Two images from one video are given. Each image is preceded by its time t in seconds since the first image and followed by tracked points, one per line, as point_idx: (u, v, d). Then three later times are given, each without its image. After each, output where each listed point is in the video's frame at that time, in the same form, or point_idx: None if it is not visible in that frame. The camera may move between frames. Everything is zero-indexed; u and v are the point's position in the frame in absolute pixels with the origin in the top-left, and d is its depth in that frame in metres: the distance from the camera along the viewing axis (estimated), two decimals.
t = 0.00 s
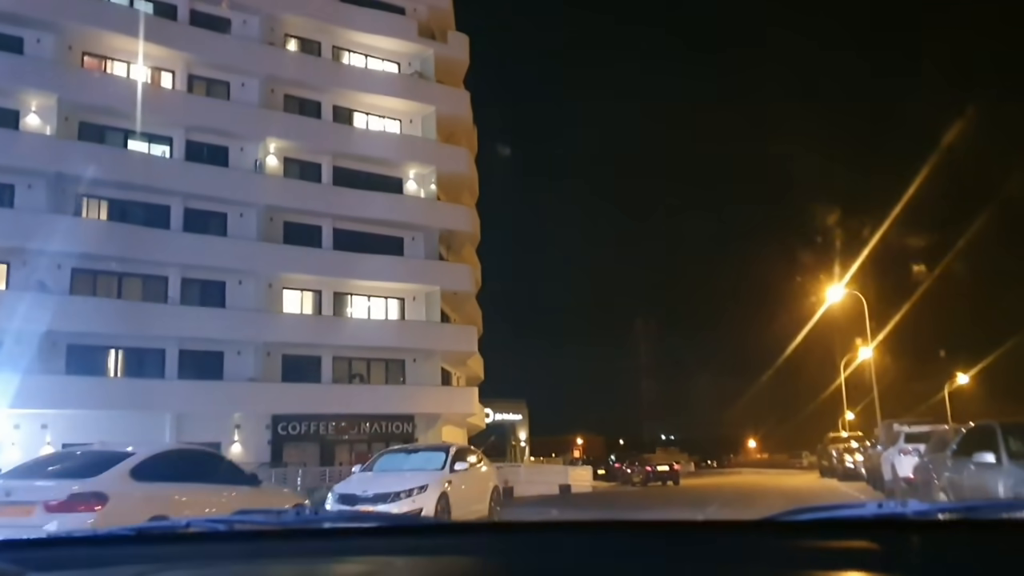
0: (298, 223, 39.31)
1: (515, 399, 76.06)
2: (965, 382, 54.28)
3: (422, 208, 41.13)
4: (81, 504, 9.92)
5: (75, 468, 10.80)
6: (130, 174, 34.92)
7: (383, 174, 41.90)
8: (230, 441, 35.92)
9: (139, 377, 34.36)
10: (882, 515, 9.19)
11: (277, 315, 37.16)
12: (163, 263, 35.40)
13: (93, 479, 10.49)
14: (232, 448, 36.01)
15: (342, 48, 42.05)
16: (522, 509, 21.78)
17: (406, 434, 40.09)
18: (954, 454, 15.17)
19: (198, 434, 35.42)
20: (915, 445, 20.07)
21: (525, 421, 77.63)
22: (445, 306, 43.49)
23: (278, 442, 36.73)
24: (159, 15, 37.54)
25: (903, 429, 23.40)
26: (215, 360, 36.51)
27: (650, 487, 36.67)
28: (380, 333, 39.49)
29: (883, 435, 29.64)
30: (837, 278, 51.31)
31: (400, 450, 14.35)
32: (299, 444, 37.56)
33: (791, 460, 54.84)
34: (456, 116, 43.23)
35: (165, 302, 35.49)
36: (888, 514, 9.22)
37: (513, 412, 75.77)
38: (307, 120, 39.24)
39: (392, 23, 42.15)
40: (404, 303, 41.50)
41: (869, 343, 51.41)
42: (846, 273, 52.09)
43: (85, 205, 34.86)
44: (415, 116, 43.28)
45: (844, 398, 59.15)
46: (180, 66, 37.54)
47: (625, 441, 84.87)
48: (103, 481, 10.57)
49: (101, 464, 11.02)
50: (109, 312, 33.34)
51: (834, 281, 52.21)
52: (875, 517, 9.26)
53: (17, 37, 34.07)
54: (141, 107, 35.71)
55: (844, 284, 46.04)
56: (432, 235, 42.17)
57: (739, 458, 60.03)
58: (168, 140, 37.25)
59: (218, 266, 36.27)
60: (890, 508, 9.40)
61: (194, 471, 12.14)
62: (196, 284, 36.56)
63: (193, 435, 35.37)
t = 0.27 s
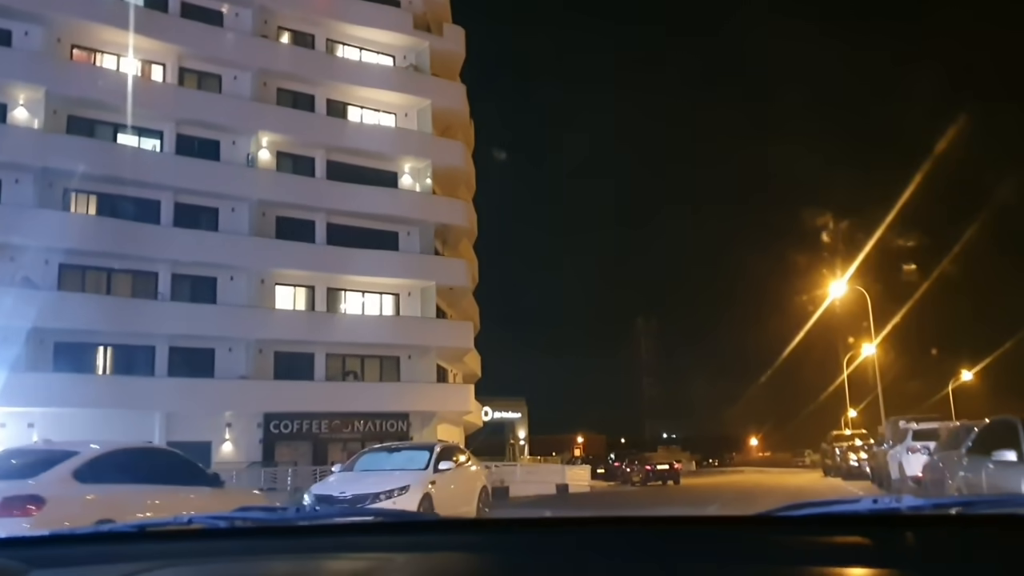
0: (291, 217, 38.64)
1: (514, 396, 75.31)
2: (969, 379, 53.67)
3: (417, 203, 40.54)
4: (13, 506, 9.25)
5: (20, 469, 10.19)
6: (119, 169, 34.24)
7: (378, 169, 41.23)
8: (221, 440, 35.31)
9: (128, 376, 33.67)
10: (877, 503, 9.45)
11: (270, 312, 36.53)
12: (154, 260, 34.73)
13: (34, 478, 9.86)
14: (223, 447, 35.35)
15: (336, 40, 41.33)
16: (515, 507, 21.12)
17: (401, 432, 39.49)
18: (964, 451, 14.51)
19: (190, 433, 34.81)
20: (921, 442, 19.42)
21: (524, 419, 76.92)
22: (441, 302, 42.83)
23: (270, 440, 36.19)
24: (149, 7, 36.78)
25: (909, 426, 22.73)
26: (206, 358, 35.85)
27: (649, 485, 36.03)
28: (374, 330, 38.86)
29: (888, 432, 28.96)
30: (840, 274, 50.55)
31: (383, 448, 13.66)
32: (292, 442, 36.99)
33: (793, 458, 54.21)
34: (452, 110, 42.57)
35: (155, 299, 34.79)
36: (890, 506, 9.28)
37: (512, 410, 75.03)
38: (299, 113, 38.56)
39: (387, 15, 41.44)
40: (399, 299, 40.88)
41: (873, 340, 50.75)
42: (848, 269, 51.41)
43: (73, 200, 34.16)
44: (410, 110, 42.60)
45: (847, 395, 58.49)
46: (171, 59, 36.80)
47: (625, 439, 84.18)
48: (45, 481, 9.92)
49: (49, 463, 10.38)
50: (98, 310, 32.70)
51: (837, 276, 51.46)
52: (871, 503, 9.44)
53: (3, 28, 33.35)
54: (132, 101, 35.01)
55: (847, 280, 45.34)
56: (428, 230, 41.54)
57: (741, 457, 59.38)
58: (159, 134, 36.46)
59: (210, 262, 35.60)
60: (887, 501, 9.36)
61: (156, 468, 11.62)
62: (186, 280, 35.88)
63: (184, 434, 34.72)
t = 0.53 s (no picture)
0: (279, 214, 37.92)
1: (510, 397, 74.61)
2: (968, 379, 53.08)
3: (409, 199, 39.83)
4: None
5: None
6: (103, 163, 33.47)
7: (368, 164, 40.50)
8: (208, 441, 34.55)
9: (112, 375, 32.94)
10: (878, 498, 9.52)
11: (258, 310, 35.82)
12: (139, 256, 33.98)
13: None
14: (210, 448, 34.58)
15: (325, 34, 40.61)
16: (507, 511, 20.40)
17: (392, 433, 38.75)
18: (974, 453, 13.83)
19: (176, 433, 34.06)
20: (925, 443, 18.73)
21: (520, 420, 76.22)
22: (433, 300, 42.09)
23: (259, 441, 35.40)
24: None
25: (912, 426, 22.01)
26: (193, 357, 35.10)
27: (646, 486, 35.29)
28: (365, 328, 38.14)
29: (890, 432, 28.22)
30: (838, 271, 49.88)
31: (359, 450, 12.99)
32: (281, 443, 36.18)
33: (792, 459, 53.50)
34: (444, 104, 41.87)
35: (140, 296, 34.05)
36: (891, 502, 9.33)
37: (508, 411, 74.32)
38: (288, 108, 37.86)
39: (377, 8, 40.75)
40: (391, 297, 40.17)
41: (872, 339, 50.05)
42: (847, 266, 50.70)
43: (56, 194, 33.39)
44: (402, 105, 41.89)
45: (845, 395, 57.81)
46: (156, 51, 36.05)
47: (623, 439, 83.37)
48: None
49: None
50: (81, 306, 31.95)
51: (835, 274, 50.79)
52: (871, 500, 9.49)
53: None
54: (116, 94, 34.25)
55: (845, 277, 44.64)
56: (420, 227, 40.83)
57: (738, 457, 58.66)
58: (145, 128, 35.74)
59: (196, 259, 34.87)
60: (888, 499, 9.32)
61: (96, 473, 11.33)
62: (172, 277, 35.13)
63: (170, 434, 33.98)
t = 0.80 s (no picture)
0: (270, 209, 37.14)
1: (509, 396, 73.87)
2: (971, 379, 52.33)
3: (402, 194, 39.00)
4: None
5: None
6: (89, 157, 32.71)
7: (361, 159, 39.74)
8: (196, 441, 33.81)
9: (98, 373, 32.19)
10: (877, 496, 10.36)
11: (248, 307, 35.05)
12: (125, 252, 33.23)
13: None
14: (198, 448, 33.80)
15: (318, 26, 39.87)
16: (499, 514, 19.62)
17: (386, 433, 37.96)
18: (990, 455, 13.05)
19: (163, 433, 33.28)
20: (933, 444, 17.97)
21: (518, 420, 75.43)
22: (427, 298, 41.29)
23: (248, 441, 34.62)
24: None
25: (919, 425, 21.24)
26: (181, 355, 34.35)
27: (644, 488, 34.47)
28: (358, 326, 37.36)
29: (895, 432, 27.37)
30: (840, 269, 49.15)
31: (334, 451, 12.26)
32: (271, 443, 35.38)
33: (792, 459, 52.70)
34: (439, 98, 41.06)
35: (127, 293, 33.30)
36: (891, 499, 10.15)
37: (506, 411, 73.56)
38: (279, 101, 37.09)
39: None
40: (384, 295, 39.38)
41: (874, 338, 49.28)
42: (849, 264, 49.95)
43: (40, 188, 32.63)
44: (396, 99, 41.14)
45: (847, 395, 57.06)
46: (144, 43, 35.32)
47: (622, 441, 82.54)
48: None
49: None
50: (66, 303, 31.23)
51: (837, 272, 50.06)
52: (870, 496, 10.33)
53: None
54: (103, 86, 33.51)
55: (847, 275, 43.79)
56: (414, 223, 40.04)
57: (739, 458, 57.87)
58: (132, 121, 35.00)
59: (184, 254, 34.10)
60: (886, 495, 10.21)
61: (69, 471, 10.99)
62: (160, 274, 34.38)
63: (157, 434, 33.24)
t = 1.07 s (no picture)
0: (259, 203, 36.40)
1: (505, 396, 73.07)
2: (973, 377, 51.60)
3: (394, 188, 38.27)
4: None
5: None
6: (72, 149, 31.89)
7: (352, 153, 38.99)
8: (182, 440, 33.04)
9: (81, 371, 31.40)
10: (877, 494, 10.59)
11: (236, 303, 34.31)
12: (110, 246, 32.45)
13: None
14: (184, 447, 33.02)
15: (308, 17, 39.13)
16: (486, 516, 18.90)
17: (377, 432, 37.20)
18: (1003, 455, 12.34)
19: (148, 433, 32.51)
20: (941, 443, 17.24)
21: (515, 420, 74.63)
22: (420, 294, 40.54)
23: (236, 440, 33.83)
24: None
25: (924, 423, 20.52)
26: (167, 352, 33.59)
27: (640, 488, 33.78)
28: (349, 323, 36.63)
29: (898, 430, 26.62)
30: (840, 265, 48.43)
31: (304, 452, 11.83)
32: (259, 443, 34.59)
33: (792, 459, 51.96)
34: (432, 91, 40.36)
35: (111, 289, 32.53)
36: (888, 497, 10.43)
37: (503, 410, 72.74)
38: (267, 93, 36.36)
39: None
40: (376, 291, 38.59)
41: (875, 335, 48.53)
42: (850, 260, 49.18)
43: (22, 181, 31.79)
44: (388, 91, 40.41)
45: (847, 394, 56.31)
46: (129, 34, 34.53)
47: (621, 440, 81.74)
48: None
49: None
50: (48, 299, 30.44)
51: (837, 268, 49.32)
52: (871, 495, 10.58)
53: None
54: (88, 77, 32.70)
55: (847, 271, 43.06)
56: (406, 218, 39.28)
57: (737, 457, 57.11)
58: (117, 114, 34.21)
59: (170, 249, 33.34)
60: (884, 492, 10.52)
61: None
62: (145, 269, 33.59)
63: (142, 433, 32.48)
